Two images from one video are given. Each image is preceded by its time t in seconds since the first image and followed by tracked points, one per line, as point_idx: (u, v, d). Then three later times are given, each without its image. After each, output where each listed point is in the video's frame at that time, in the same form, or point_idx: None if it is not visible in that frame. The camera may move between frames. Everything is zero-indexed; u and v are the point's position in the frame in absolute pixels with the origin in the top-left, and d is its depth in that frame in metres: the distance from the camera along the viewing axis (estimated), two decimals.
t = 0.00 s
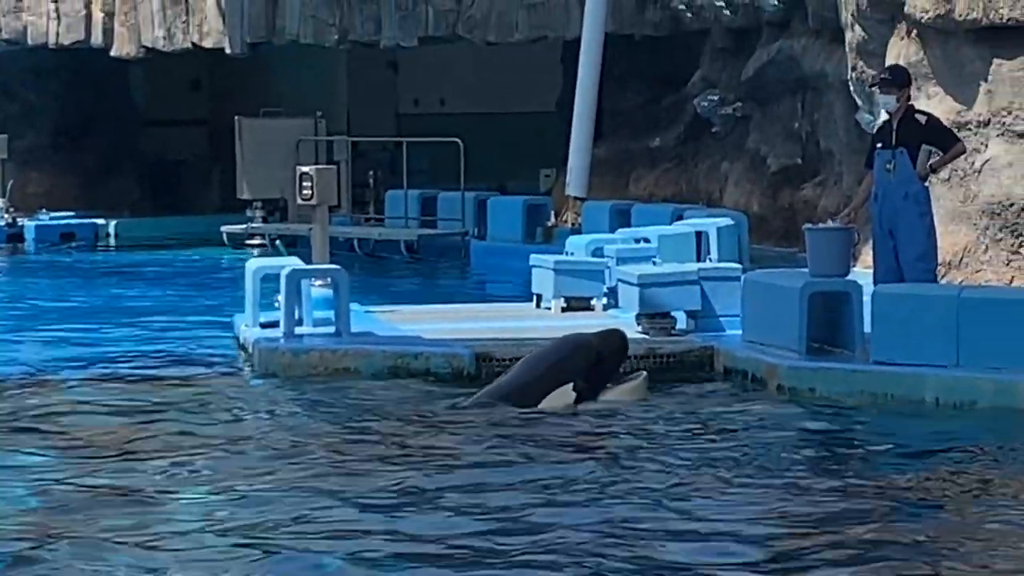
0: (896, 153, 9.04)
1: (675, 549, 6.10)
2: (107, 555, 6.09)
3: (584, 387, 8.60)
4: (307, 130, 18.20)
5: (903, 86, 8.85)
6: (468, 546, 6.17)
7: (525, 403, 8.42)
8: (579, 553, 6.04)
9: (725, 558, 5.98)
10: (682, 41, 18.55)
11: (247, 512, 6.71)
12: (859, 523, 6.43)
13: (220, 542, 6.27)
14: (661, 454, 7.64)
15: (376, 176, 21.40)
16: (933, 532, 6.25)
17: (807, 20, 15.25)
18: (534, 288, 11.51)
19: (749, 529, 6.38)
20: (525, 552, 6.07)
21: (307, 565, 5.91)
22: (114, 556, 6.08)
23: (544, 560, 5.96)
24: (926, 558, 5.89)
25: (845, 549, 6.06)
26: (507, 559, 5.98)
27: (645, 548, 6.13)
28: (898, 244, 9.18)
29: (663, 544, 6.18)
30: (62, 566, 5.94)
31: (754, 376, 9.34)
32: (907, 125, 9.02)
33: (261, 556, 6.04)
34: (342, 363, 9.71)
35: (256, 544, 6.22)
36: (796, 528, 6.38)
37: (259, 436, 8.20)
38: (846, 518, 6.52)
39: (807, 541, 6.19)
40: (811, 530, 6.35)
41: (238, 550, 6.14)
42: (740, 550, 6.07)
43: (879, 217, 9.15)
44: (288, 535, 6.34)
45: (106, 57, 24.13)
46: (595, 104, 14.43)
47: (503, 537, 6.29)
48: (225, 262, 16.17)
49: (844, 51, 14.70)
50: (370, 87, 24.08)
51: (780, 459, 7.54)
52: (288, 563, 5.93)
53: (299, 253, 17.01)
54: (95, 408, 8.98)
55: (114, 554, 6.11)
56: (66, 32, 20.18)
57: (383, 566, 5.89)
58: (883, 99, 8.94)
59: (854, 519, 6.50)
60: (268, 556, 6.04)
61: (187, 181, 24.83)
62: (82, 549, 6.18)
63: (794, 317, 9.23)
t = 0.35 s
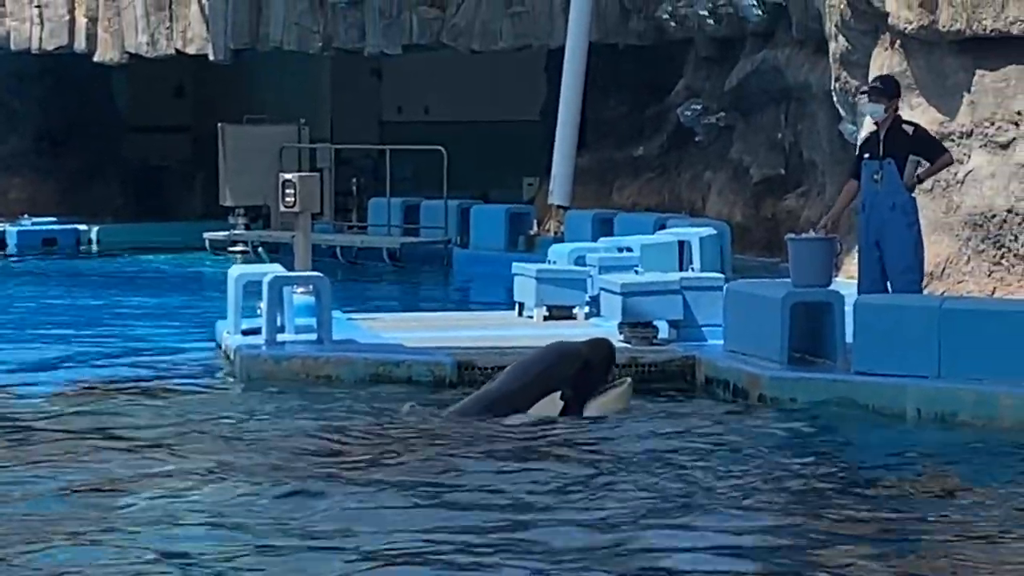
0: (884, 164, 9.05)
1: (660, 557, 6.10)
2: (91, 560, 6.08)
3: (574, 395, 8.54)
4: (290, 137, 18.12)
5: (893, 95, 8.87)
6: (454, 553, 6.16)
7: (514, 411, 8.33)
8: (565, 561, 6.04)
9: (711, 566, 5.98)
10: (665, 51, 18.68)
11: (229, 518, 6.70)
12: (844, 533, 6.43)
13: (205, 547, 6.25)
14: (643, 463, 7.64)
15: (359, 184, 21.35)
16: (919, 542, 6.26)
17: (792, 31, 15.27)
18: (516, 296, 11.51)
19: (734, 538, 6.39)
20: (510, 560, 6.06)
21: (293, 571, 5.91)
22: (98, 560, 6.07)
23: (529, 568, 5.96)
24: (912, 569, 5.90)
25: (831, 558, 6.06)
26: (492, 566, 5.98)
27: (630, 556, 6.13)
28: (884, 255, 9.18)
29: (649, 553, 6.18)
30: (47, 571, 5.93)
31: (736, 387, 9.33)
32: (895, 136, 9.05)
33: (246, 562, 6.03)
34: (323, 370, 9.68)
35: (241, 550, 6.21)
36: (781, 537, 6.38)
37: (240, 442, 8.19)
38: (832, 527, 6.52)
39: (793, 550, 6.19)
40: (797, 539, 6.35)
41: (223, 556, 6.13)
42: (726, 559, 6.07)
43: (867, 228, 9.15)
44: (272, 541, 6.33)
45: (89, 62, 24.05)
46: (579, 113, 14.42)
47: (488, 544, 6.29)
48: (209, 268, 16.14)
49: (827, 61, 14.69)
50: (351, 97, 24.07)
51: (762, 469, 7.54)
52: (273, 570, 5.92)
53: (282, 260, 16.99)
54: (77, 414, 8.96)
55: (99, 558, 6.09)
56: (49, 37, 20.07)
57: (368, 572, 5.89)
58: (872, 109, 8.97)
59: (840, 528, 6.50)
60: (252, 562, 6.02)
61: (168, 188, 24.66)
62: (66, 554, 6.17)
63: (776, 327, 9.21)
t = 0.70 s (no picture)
0: (874, 169, 9.06)
1: (644, 561, 6.11)
2: (74, 563, 6.08)
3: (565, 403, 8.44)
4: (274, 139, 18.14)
5: (886, 101, 8.89)
6: (437, 556, 6.17)
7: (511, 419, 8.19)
8: (549, 565, 6.04)
9: (695, 570, 5.99)
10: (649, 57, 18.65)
11: (212, 521, 6.70)
12: (828, 537, 6.44)
13: (189, 550, 6.26)
14: (627, 467, 7.64)
15: (344, 187, 21.35)
16: (902, 547, 6.27)
17: (777, 36, 15.29)
18: (501, 300, 11.51)
19: (718, 541, 6.39)
20: (494, 563, 6.07)
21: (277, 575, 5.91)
22: (80, 564, 6.07)
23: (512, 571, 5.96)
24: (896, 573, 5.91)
25: (815, 562, 6.07)
26: (476, 569, 5.98)
27: (614, 559, 6.13)
28: (873, 261, 9.18)
29: (633, 556, 6.18)
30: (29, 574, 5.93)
31: (720, 391, 9.34)
32: (886, 142, 9.05)
33: (228, 566, 6.03)
34: (308, 373, 9.66)
35: (224, 553, 6.21)
36: (765, 541, 6.39)
37: (224, 444, 8.19)
38: (815, 531, 6.53)
39: (776, 553, 6.20)
40: (780, 543, 6.36)
41: (206, 558, 6.13)
42: (710, 563, 6.07)
43: (856, 233, 9.16)
44: (256, 544, 6.34)
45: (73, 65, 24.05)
46: (565, 118, 14.42)
47: (471, 547, 6.29)
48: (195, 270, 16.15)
49: (812, 66, 14.69)
50: (337, 101, 24.08)
51: (746, 473, 7.55)
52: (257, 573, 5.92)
53: (266, 263, 17.00)
54: (59, 416, 8.96)
55: (82, 561, 6.09)
56: (34, 39, 20.08)
57: None
58: (863, 113, 8.95)
59: (823, 532, 6.51)
60: (235, 566, 6.03)
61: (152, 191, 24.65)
62: (48, 557, 6.17)
63: (761, 332, 9.22)
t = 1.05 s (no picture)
0: (869, 169, 9.05)
1: (631, 560, 6.11)
2: (60, 560, 6.07)
3: (564, 406, 8.40)
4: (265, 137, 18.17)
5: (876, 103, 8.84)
6: (424, 555, 6.15)
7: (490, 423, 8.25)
8: (536, 563, 6.04)
9: (683, 569, 5.99)
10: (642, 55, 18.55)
11: (199, 518, 6.70)
12: (817, 537, 6.44)
13: (176, 548, 6.25)
14: (616, 466, 7.64)
15: (334, 186, 21.37)
16: (889, 547, 6.27)
17: (767, 36, 15.31)
18: (491, 299, 11.49)
19: (706, 541, 6.39)
20: (481, 561, 6.06)
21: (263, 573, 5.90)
22: (66, 562, 6.06)
23: (499, 570, 5.96)
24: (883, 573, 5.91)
25: (802, 562, 6.07)
26: (462, 567, 5.97)
27: (600, 559, 6.13)
28: (867, 263, 9.17)
29: (620, 555, 6.18)
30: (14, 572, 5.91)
31: (708, 391, 9.35)
32: (880, 142, 9.03)
33: (215, 564, 6.02)
34: (298, 371, 9.68)
35: (210, 551, 6.20)
36: (753, 541, 6.38)
37: (212, 443, 8.18)
38: (803, 531, 6.53)
39: (763, 554, 6.20)
40: (768, 543, 6.36)
41: (192, 557, 6.12)
42: (697, 563, 6.07)
43: (852, 234, 9.16)
44: (242, 543, 6.33)
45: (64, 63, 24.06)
46: (556, 118, 14.43)
47: (459, 546, 6.28)
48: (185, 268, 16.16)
49: (802, 67, 14.71)
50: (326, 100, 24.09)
51: (734, 474, 7.54)
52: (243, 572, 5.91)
53: (256, 261, 17.01)
54: (47, 413, 8.95)
55: (69, 559, 6.08)
56: (24, 36, 19.96)
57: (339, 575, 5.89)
58: (855, 116, 8.94)
59: (809, 532, 6.51)
60: (221, 564, 6.02)
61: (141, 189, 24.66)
62: (33, 555, 6.15)
63: (750, 332, 9.23)
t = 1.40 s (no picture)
0: (866, 166, 9.06)
1: (623, 556, 6.11)
2: (50, 555, 6.07)
3: (561, 399, 8.43)
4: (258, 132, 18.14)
5: (868, 99, 8.91)
6: (415, 550, 6.16)
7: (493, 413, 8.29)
8: (523, 560, 6.04)
9: (674, 565, 5.99)
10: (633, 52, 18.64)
11: (187, 514, 6.69)
12: (808, 532, 6.45)
13: (165, 544, 6.24)
14: (607, 462, 7.64)
15: (326, 182, 21.33)
16: (879, 543, 6.27)
17: (761, 33, 15.29)
18: (483, 295, 11.49)
19: (698, 537, 6.39)
20: (472, 557, 6.06)
21: (254, 568, 5.90)
22: (57, 557, 6.06)
23: (489, 565, 5.96)
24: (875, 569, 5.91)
25: (795, 558, 6.07)
26: (451, 563, 5.97)
27: (592, 554, 6.13)
28: (863, 261, 9.17)
29: (610, 551, 6.17)
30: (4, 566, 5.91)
31: (702, 389, 9.31)
32: (877, 139, 9.06)
33: (206, 559, 6.02)
34: (289, 367, 9.66)
35: (201, 546, 6.20)
36: (744, 537, 6.39)
37: (203, 438, 8.18)
38: (795, 527, 6.53)
39: (755, 550, 6.20)
40: (760, 539, 6.36)
41: (183, 552, 6.12)
42: (688, 559, 6.07)
43: (847, 232, 9.14)
44: (233, 537, 6.33)
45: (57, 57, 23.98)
46: (548, 114, 14.42)
47: (449, 541, 6.29)
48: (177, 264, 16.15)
49: (796, 64, 14.71)
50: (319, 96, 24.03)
51: (725, 470, 7.54)
52: (234, 567, 5.91)
53: (248, 257, 16.98)
54: (37, 409, 8.95)
55: (59, 554, 6.08)
56: (17, 30, 20.15)
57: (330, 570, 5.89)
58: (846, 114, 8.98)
59: (800, 528, 6.51)
60: (212, 559, 6.02)
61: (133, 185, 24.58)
62: (23, 550, 6.15)
63: (743, 328, 9.22)
